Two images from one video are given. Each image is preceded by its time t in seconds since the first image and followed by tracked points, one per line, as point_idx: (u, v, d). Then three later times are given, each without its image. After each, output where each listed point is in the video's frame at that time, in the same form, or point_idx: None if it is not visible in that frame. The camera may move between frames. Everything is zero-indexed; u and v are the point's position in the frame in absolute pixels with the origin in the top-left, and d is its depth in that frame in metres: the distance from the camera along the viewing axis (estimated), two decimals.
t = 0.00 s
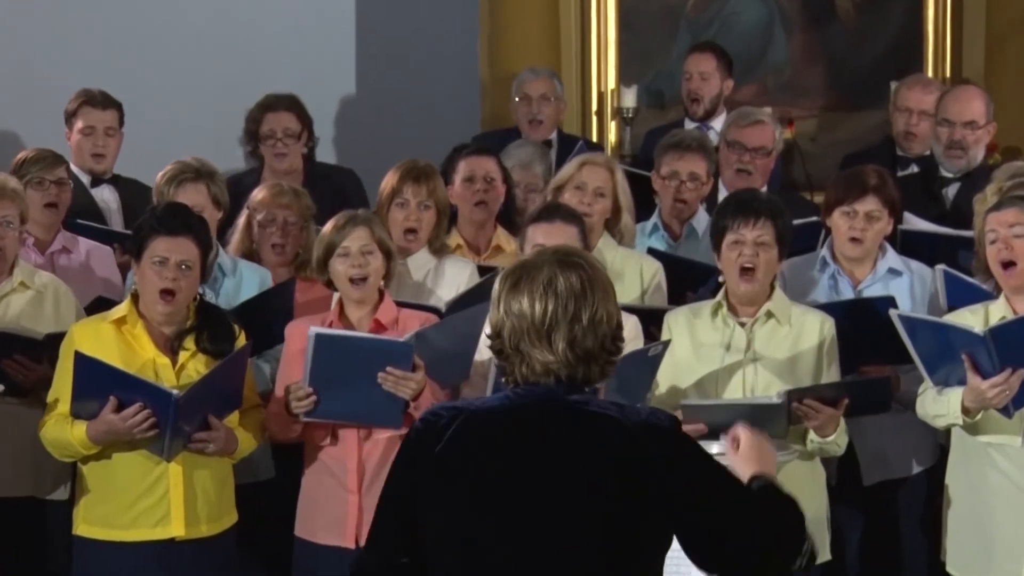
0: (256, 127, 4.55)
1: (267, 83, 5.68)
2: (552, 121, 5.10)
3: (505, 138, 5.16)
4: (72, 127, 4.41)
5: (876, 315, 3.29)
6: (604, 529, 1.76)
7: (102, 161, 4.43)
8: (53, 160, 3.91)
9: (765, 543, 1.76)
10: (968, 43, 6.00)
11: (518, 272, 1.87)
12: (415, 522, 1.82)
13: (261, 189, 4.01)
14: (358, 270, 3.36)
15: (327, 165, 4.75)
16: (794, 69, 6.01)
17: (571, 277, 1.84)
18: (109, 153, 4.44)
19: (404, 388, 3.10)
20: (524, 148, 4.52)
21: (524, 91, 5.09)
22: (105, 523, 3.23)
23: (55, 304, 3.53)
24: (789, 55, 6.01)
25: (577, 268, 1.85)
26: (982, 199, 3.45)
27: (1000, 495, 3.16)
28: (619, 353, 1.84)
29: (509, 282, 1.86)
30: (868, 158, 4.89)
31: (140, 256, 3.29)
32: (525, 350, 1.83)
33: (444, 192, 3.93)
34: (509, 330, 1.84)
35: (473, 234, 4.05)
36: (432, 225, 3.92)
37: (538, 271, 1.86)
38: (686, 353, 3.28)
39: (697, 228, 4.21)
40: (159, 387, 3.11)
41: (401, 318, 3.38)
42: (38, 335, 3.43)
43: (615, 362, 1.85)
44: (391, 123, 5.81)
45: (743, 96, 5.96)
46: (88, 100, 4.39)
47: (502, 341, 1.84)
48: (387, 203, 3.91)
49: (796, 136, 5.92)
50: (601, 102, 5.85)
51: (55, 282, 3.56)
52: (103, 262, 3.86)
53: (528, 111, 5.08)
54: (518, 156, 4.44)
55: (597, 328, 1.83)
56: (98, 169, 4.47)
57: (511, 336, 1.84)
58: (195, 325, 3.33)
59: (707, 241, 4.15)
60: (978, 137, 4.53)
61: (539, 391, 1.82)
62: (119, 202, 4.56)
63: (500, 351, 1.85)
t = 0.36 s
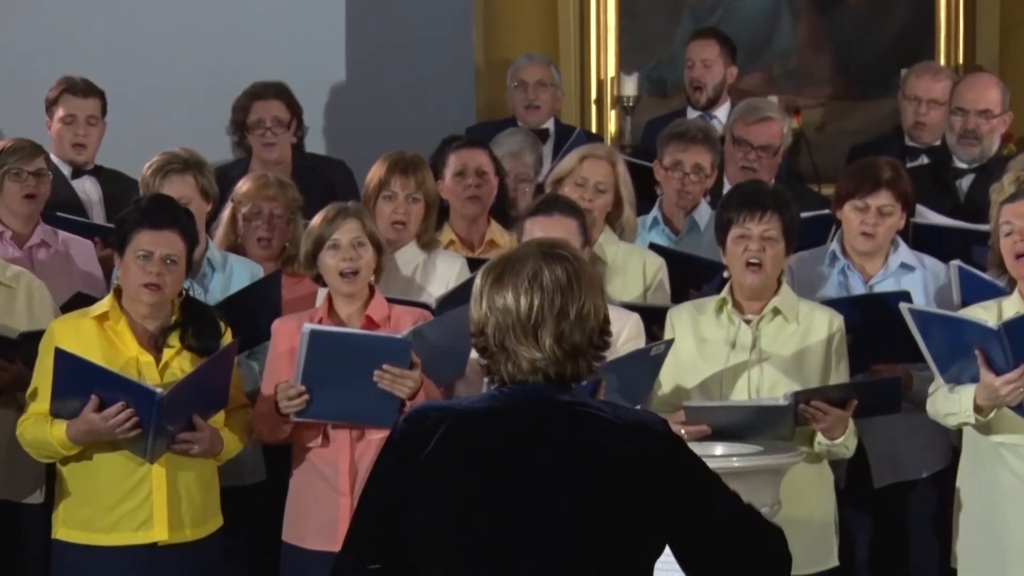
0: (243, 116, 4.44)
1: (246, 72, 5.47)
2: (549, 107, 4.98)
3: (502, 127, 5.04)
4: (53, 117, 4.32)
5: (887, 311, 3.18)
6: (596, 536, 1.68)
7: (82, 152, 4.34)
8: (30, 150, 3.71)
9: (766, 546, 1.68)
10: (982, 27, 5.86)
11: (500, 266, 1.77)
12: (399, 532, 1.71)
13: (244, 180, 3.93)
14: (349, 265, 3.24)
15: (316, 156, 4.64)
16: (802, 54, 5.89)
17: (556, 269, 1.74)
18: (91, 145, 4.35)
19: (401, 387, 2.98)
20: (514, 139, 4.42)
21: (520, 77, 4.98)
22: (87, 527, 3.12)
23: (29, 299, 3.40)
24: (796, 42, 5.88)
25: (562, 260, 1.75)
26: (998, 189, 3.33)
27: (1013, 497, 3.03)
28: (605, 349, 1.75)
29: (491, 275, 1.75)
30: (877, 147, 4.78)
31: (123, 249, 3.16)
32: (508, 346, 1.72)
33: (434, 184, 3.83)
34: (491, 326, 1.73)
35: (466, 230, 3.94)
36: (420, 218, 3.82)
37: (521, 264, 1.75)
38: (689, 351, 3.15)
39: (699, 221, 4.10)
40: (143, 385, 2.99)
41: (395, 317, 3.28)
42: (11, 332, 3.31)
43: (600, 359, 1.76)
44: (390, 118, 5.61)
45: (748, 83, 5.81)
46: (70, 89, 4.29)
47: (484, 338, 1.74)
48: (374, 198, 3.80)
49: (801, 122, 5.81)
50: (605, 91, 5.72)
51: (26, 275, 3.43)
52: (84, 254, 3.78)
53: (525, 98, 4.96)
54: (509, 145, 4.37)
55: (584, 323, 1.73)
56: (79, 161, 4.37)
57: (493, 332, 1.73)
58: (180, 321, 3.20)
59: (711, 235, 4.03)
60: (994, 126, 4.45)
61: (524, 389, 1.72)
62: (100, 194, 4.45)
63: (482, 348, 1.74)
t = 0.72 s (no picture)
0: (231, 102, 4.32)
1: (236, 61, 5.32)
2: (544, 92, 4.87)
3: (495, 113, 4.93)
4: (33, 103, 4.20)
5: (897, 304, 3.06)
6: (557, 530, 1.69)
7: (64, 138, 4.21)
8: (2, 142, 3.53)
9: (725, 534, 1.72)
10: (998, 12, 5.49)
11: (466, 255, 1.75)
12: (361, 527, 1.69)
13: (230, 170, 3.82)
14: (339, 257, 3.13)
15: (307, 145, 4.51)
16: (811, 39, 5.53)
17: (523, 259, 1.72)
18: (73, 130, 4.22)
19: (390, 385, 2.84)
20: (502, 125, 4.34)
21: (514, 60, 4.85)
22: (68, 531, 2.99)
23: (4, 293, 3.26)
24: (805, 26, 5.54)
25: (530, 249, 1.73)
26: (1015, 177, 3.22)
27: None
28: (573, 340, 1.73)
29: (454, 265, 1.74)
30: (887, 136, 4.67)
31: (105, 242, 3.03)
32: (472, 336, 1.71)
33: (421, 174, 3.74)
34: (456, 315, 1.72)
35: (463, 222, 3.82)
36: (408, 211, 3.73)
37: (488, 254, 1.74)
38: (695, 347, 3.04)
39: (704, 212, 3.98)
40: (126, 383, 2.86)
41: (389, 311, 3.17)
42: None
43: (568, 351, 1.74)
44: (383, 104, 5.41)
45: (755, 69, 5.46)
46: (52, 73, 4.17)
47: (449, 327, 1.73)
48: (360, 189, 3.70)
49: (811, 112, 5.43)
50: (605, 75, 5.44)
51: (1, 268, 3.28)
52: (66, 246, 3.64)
53: (519, 81, 4.84)
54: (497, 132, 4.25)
55: (551, 314, 1.72)
56: (61, 149, 4.25)
57: (458, 322, 1.72)
58: (164, 317, 3.07)
59: (717, 227, 3.91)
60: (1009, 113, 4.35)
61: (488, 380, 1.71)
62: (82, 182, 4.33)
63: (446, 338, 1.73)
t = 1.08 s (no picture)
0: (220, 88, 4.21)
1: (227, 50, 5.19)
2: (546, 79, 4.75)
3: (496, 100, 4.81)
4: (14, 89, 4.07)
5: (912, 298, 2.95)
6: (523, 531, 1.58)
7: (47, 125, 4.09)
8: None
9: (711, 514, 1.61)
10: None
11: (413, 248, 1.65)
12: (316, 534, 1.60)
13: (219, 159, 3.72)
14: (332, 250, 3.03)
15: (299, 133, 4.39)
16: (822, 24, 5.28)
17: (474, 247, 1.62)
18: (54, 116, 4.10)
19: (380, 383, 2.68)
20: (498, 113, 4.33)
21: (513, 45, 4.73)
22: (48, 535, 2.87)
23: None
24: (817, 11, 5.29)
25: (481, 237, 1.63)
26: None
27: None
28: (533, 329, 1.63)
29: (404, 256, 1.64)
30: (902, 124, 4.57)
31: (88, 235, 2.91)
32: (425, 330, 1.61)
33: (412, 165, 3.70)
34: (407, 309, 1.62)
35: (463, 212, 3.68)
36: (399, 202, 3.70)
37: (437, 245, 1.64)
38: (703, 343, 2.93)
39: (712, 204, 3.86)
40: (110, 381, 2.74)
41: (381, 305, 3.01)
42: None
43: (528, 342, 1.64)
44: (379, 91, 5.28)
45: (764, 55, 5.27)
46: (31, 60, 4.05)
47: (400, 323, 1.62)
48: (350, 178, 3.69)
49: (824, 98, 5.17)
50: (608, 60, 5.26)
51: None
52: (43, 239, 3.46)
53: (520, 68, 4.72)
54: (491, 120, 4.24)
55: (507, 303, 1.62)
56: (43, 136, 4.13)
57: (409, 316, 1.62)
58: (150, 312, 2.94)
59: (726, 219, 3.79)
60: None
61: (444, 375, 1.60)
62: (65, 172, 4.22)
63: (397, 333, 1.63)
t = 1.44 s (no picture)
0: (209, 80, 4.10)
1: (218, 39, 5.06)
2: (555, 77, 4.63)
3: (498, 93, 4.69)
4: None
5: (930, 296, 2.83)
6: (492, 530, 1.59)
7: (30, 114, 3.98)
8: None
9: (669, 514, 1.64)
10: None
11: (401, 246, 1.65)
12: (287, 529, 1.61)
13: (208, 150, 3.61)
14: (324, 246, 2.91)
15: (292, 124, 4.26)
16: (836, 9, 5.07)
17: (464, 250, 1.62)
18: (38, 106, 3.99)
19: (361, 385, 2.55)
20: (510, 105, 4.20)
21: (517, 44, 4.61)
22: (29, 540, 2.74)
23: None
24: None
25: (472, 241, 1.63)
26: None
27: None
28: (514, 339, 1.62)
29: (390, 255, 1.63)
30: (920, 115, 4.47)
31: (70, 229, 2.78)
32: (406, 328, 1.60)
33: (411, 158, 3.60)
34: (390, 305, 1.61)
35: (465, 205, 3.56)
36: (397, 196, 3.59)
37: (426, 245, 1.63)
38: (712, 342, 2.82)
39: (723, 198, 3.76)
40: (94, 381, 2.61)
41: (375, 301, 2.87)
42: None
43: (509, 350, 1.63)
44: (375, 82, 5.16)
45: (777, 42, 4.98)
46: (16, 48, 3.94)
47: (381, 319, 1.61)
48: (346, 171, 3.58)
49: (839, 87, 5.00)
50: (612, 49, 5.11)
51: None
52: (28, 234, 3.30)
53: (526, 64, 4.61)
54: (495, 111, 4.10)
55: (491, 308, 1.61)
56: (27, 127, 4.02)
57: (391, 313, 1.61)
58: (135, 309, 2.82)
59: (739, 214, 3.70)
60: None
61: (422, 374, 1.60)
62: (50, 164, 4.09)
63: (377, 331, 1.62)
